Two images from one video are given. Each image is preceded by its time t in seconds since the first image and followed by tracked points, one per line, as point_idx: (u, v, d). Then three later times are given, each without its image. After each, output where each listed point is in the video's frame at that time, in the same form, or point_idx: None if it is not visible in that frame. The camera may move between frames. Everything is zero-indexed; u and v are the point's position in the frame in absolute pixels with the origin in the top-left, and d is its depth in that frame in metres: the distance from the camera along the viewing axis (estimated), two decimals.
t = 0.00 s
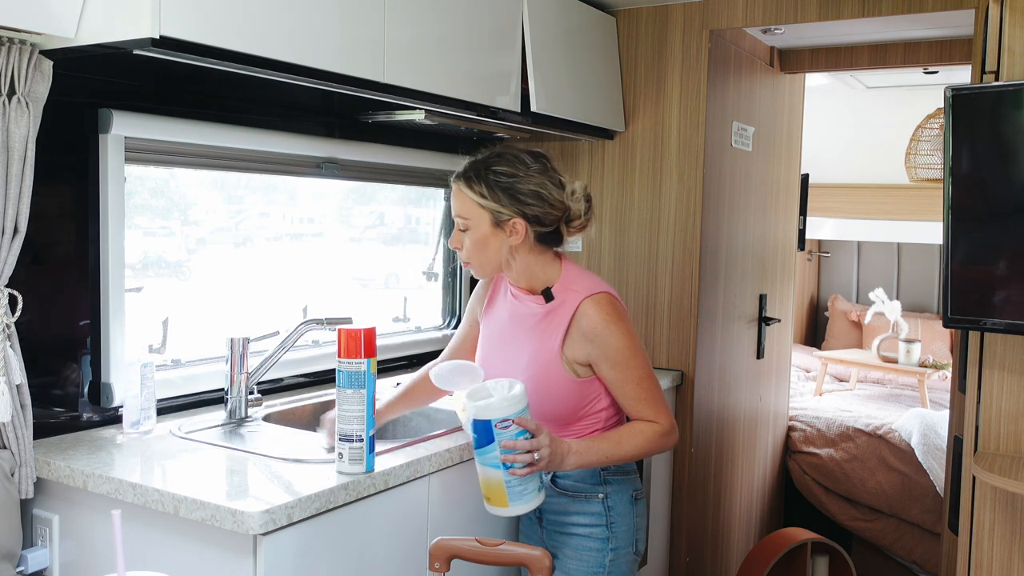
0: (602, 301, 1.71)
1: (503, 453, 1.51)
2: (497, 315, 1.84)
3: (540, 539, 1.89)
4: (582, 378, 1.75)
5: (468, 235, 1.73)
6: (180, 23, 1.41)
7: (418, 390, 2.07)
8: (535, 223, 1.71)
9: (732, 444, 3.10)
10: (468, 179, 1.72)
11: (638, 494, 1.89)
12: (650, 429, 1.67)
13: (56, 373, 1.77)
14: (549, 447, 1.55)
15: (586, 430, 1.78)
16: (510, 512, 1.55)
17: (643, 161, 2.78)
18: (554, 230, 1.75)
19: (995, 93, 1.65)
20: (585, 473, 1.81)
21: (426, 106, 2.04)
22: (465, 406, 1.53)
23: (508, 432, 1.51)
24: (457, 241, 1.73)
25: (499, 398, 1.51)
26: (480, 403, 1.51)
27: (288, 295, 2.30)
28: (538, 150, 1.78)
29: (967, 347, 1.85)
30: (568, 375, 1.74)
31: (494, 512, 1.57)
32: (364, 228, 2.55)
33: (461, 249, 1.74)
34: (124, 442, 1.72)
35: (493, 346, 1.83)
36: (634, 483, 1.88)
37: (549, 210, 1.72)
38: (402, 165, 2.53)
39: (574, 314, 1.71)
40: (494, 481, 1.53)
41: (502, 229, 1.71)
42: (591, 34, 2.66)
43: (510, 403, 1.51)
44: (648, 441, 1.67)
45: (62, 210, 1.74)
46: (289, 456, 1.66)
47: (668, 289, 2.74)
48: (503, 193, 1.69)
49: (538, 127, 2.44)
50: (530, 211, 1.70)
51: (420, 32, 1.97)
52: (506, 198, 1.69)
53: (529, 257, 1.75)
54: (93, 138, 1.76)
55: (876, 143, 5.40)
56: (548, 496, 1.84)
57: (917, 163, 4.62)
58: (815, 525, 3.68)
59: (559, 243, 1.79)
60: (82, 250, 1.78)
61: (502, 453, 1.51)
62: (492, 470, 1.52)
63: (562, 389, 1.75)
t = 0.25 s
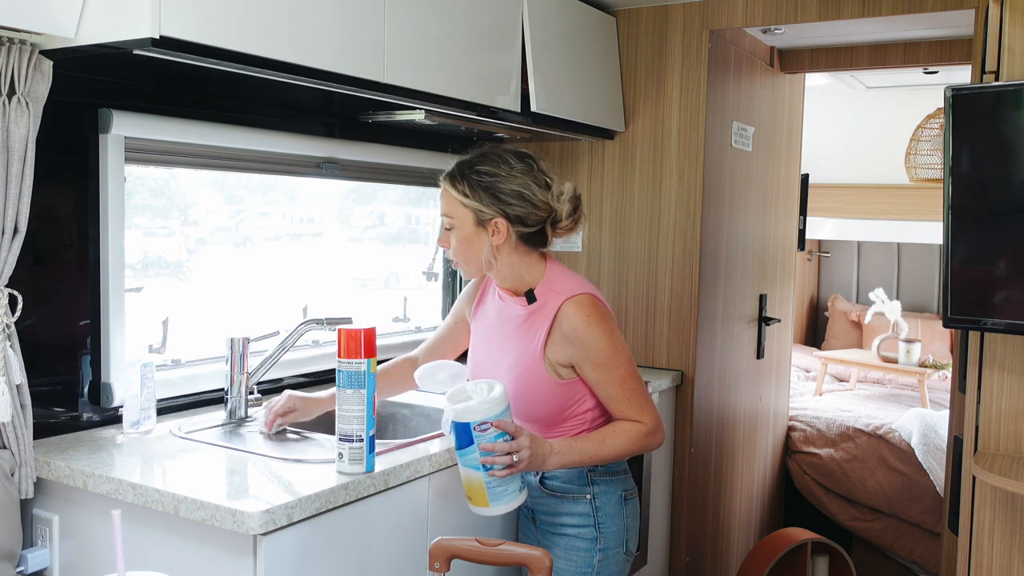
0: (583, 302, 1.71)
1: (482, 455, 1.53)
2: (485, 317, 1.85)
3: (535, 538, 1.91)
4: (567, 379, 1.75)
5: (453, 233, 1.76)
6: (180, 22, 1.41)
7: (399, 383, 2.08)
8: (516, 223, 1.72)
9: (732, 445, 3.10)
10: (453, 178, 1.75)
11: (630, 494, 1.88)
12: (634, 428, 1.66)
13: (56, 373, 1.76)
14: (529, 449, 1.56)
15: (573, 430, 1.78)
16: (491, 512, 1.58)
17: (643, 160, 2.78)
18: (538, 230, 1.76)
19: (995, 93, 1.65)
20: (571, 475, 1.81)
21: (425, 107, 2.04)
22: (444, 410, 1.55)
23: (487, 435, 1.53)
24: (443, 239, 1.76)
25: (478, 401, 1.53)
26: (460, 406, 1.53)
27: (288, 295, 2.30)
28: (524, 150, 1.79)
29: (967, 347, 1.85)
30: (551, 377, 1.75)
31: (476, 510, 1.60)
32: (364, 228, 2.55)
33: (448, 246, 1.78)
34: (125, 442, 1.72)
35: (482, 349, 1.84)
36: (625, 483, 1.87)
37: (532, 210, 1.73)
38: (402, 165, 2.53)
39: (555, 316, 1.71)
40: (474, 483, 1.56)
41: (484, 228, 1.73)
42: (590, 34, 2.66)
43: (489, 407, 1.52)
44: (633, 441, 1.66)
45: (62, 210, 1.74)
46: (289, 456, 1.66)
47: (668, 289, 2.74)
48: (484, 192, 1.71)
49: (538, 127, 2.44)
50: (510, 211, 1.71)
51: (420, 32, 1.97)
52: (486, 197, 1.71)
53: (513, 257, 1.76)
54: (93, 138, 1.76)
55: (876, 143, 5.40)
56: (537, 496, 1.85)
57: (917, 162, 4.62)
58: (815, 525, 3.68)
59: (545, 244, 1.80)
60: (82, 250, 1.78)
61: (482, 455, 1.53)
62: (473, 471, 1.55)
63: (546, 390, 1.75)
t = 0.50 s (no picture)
0: (567, 300, 1.71)
1: (476, 458, 1.54)
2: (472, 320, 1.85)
3: (533, 537, 1.91)
4: (554, 379, 1.75)
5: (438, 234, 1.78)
6: (180, 23, 1.41)
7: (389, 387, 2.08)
8: (498, 225, 1.73)
9: (732, 445, 3.10)
10: (437, 179, 1.77)
11: (624, 491, 1.88)
12: (626, 423, 1.67)
13: (56, 373, 1.76)
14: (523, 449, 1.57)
15: (564, 429, 1.78)
16: (489, 514, 1.58)
17: (643, 160, 2.78)
18: (521, 233, 1.76)
19: (995, 93, 1.65)
20: (565, 475, 1.80)
21: (425, 107, 2.04)
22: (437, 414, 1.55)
23: (481, 437, 1.53)
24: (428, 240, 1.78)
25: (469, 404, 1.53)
26: (452, 410, 1.53)
27: (288, 295, 2.30)
28: (509, 154, 1.81)
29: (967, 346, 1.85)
30: (539, 377, 1.75)
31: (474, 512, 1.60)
32: (364, 228, 2.55)
33: (434, 247, 1.79)
34: (125, 442, 1.72)
35: (470, 353, 1.84)
36: (618, 480, 1.87)
37: (514, 214, 1.74)
38: (402, 165, 2.52)
39: (540, 316, 1.71)
40: (470, 486, 1.56)
41: (467, 229, 1.74)
42: (590, 34, 2.65)
43: (480, 409, 1.53)
44: (624, 435, 1.67)
45: (62, 210, 1.74)
46: (289, 456, 1.66)
47: (668, 289, 2.74)
48: (467, 194, 1.72)
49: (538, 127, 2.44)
50: (492, 213, 1.72)
51: (420, 32, 1.97)
52: (468, 199, 1.72)
53: (496, 259, 1.76)
54: (93, 138, 1.76)
55: (876, 143, 5.40)
56: (531, 497, 1.85)
57: (917, 162, 4.62)
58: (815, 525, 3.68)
59: (530, 248, 1.80)
60: (82, 250, 1.78)
61: (477, 457, 1.53)
62: (468, 473, 1.55)
63: (535, 390, 1.75)
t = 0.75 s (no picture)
0: (561, 299, 1.71)
1: (477, 456, 1.54)
2: (470, 324, 1.85)
3: (536, 537, 1.91)
4: (552, 377, 1.75)
5: (429, 237, 1.78)
6: (180, 23, 1.41)
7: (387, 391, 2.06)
8: (488, 227, 1.73)
9: (732, 445, 3.10)
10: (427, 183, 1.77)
11: (628, 490, 1.88)
12: (627, 417, 1.67)
13: (56, 373, 1.76)
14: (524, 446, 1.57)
15: (564, 427, 1.78)
16: (491, 511, 1.59)
17: (642, 160, 2.78)
18: (510, 236, 1.76)
19: (995, 93, 1.65)
20: (568, 475, 1.80)
21: (425, 106, 2.04)
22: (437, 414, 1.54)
23: (480, 435, 1.54)
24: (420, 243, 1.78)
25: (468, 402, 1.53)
26: (450, 408, 1.53)
27: (288, 295, 2.30)
28: (499, 157, 1.81)
29: (967, 347, 1.85)
30: (536, 376, 1.75)
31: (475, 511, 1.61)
32: (364, 228, 2.55)
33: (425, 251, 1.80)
34: (125, 442, 1.72)
35: (469, 357, 1.85)
36: (622, 479, 1.87)
37: (504, 216, 1.73)
38: (402, 165, 2.52)
39: (535, 316, 1.71)
40: (471, 483, 1.56)
41: (457, 232, 1.74)
42: (591, 34, 2.66)
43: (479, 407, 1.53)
44: (625, 429, 1.66)
45: (61, 211, 1.74)
46: (289, 456, 1.66)
47: (668, 289, 2.74)
48: (456, 196, 1.72)
49: (538, 127, 2.44)
50: (481, 215, 1.72)
51: (420, 31, 1.97)
52: (458, 201, 1.72)
53: (487, 261, 1.76)
54: (93, 138, 1.76)
55: (876, 143, 5.40)
56: (535, 497, 1.85)
57: (917, 162, 4.62)
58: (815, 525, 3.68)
59: (520, 250, 1.80)
60: (82, 250, 1.78)
61: (477, 455, 1.54)
62: (469, 472, 1.55)
63: (533, 390, 1.75)
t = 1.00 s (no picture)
0: (560, 300, 1.71)
1: (474, 456, 1.54)
2: (470, 325, 1.85)
3: (534, 537, 1.91)
4: (552, 378, 1.75)
5: (427, 239, 1.78)
6: (180, 23, 1.41)
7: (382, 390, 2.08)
8: (484, 229, 1.73)
9: (732, 445, 3.10)
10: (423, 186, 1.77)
11: (624, 489, 1.88)
12: (627, 417, 1.67)
13: (56, 373, 1.76)
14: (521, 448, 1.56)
15: (564, 427, 1.78)
16: (489, 512, 1.59)
17: (642, 160, 2.78)
18: (508, 236, 1.76)
19: (995, 93, 1.65)
20: (563, 475, 1.81)
21: (425, 107, 2.04)
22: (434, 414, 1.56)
23: (476, 436, 1.54)
24: (417, 246, 1.79)
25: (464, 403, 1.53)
26: (447, 409, 1.54)
27: (288, 295, 2.30)
28: (494, 158, 1.81)
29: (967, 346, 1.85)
30: (536, 377, 1.75)
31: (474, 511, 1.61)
32: (364, 228, 2.55)
33: (423, 253, 1.80)
34: (125, 442, 1.72)
35: (468, 357, 1.85)
36: (618, 479, 1.87)
37: (500, 217, 1.73)
38: (402, 165, 2.52)
39: (534, 316, 1.71)
40: (469, 483, 1.56)
41: (454, 233, 1.74)
42: (591, 34, 2.66)
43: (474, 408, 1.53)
44: (625, 430, 1.66)
45: (61, 211, 1.74)
46: (289, 456, 1.66)
47: (668, 289, 2.74)
48: (452, 199, 1.72)
49: (538, 127, 2.44)
50: (477, 217, 1.72)
51: (421, 31, 1.97)
52: (453, 204, 1.72)
53: (485, 262, 1.76)
54: (93, 138, 1.76)
55: (876, 143, 5.40)
56: (531, 498, 1.86)
57: (917, 163, 4.62)
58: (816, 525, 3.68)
59: (519, 250, 1.79)
60: (82, 250, 1.78)
61: (474, 456, 1.54)
62: (467, 472, 1.55)
63: (533, 391, 1.75)
